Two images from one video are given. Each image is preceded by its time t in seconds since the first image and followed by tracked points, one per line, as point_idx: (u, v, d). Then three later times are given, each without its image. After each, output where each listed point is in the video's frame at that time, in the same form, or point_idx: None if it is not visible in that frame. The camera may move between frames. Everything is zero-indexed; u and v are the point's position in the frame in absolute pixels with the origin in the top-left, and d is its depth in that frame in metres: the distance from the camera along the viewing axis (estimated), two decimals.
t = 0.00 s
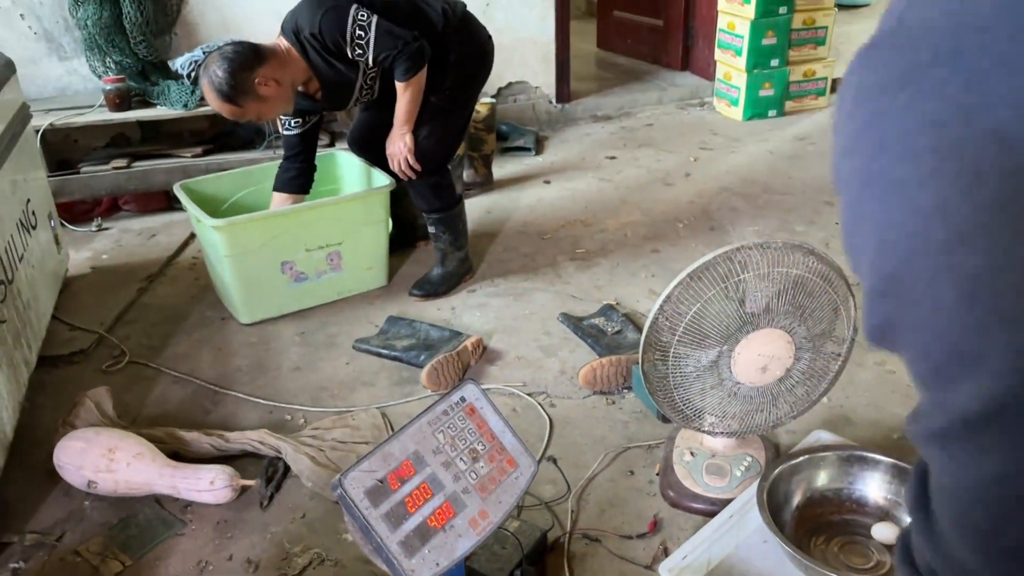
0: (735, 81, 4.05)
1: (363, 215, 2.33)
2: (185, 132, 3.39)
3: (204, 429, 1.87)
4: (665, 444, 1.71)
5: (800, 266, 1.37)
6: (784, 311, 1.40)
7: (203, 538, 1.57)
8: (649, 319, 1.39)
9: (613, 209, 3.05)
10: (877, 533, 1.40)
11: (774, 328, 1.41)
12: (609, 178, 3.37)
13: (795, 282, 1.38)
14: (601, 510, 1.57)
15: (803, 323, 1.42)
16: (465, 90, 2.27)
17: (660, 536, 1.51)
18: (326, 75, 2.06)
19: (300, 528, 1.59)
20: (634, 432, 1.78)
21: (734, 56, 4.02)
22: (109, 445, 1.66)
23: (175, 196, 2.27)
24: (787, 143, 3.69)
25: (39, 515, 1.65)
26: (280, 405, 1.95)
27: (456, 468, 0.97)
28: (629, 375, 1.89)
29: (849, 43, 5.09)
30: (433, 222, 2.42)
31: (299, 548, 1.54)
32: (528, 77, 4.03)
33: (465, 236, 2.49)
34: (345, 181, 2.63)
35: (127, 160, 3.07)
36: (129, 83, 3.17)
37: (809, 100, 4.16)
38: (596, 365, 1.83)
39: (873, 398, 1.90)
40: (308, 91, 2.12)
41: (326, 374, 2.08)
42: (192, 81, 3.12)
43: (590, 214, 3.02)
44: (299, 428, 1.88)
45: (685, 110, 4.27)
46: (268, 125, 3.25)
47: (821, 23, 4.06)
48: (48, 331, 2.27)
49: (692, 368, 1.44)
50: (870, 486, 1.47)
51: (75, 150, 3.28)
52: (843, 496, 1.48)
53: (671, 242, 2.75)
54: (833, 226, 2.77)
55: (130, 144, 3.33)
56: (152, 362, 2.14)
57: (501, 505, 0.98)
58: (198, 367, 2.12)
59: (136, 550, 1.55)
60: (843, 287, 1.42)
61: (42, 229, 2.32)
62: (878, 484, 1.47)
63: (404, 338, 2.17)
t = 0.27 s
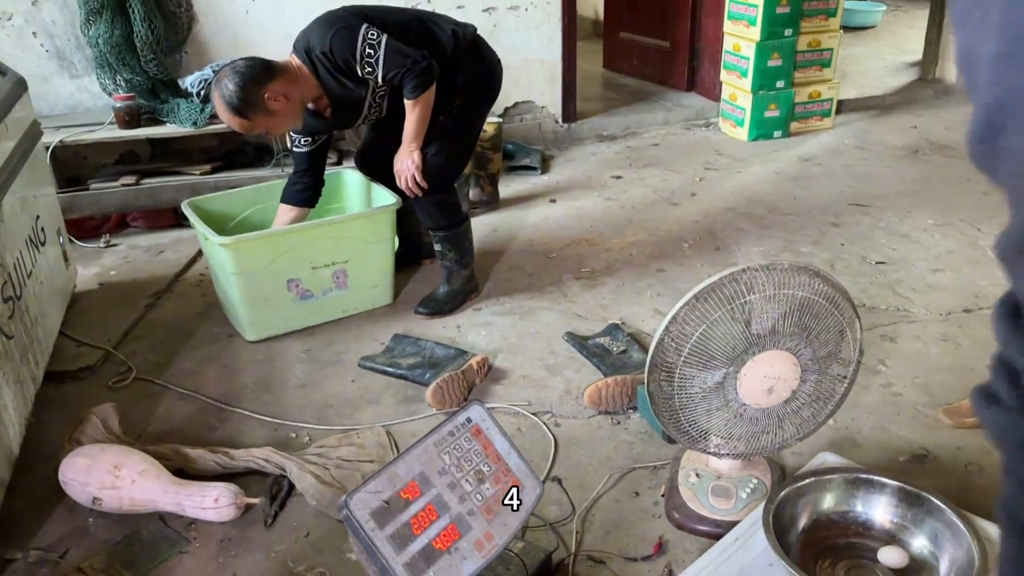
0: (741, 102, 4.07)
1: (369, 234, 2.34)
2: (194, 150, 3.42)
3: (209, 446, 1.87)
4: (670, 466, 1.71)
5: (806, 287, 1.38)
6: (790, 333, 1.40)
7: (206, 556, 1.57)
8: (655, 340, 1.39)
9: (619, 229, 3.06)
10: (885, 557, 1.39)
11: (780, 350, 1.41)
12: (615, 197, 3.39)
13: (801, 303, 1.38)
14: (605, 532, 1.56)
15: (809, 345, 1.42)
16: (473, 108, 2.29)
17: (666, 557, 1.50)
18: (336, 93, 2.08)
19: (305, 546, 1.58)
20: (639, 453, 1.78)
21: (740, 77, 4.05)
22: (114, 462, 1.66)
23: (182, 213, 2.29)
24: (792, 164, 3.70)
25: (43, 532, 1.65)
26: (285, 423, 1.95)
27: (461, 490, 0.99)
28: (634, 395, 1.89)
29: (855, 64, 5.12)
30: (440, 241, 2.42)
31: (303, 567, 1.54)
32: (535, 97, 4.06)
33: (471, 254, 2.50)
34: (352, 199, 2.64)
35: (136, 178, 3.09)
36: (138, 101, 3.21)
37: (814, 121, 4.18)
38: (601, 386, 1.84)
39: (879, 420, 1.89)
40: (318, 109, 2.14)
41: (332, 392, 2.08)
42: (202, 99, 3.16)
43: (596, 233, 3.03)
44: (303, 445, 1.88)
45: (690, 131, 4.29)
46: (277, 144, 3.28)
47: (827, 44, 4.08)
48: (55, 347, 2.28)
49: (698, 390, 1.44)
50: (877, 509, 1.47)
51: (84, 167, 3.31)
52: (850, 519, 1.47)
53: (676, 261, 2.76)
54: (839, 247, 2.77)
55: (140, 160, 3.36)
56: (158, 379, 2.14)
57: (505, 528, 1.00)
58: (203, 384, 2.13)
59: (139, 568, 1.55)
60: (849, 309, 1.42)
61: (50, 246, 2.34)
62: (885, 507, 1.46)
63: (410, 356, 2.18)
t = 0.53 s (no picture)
0: (746, 125, 4.09)
1: (373, 254, 2.35)
2: (202, 170, 3.45)
3: (212, 467, 1.86)
4: (676, 489, 1.70)
5: (814, 312, 1.37)
6: (797, 357, 1.39)
7: None
8: (661, 363, 1.38)
9: (624, 250, 3.07)
10: None
11: (787, 374, 1.40)
12: (620, 218, 3.39)
13: (808, 327, 1.38)
14: (611, 557, 1.55)
15: (816, 370, 1.42)
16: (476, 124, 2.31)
17: None
18: (340, 76, 2.07)
19: (308, 569, 1.58)
20: (645, 476, 1.77)
21: (745, 100, 4.07)
22: (118, 482, 1.66)
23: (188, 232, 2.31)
24: (798, 186, 3.70)
25: (46, 552, 1.65)
26: (289, 444, 1.95)
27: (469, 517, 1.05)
28: (640, 418, 1.89)
29: (860, 88, 5.14)
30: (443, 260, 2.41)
31: None
32: (541, 118, 4.08)
33: (475, 275, 2.49)
34: (357, 218, 2.65)
35: (144, 197, 3.12)
36: (147, 121, 3.23)
37: (819, 144, 4.19)
38: (606, 409, 1.83)
39: (886, 445, 1.88)
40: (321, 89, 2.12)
41: (336, 412, 2.08)
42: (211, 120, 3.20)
43: (601, 254, 3.03)
44: (308, 466, 1.87)
45: (696, 153, 4.32)
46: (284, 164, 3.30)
47: (832, 67, 4.10)
48: (61, 365, 2.29)
49: (704, 414, 1.43)
50: (884, 535, 1.46)
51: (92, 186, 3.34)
52: (857, 545, 1.46)
53: (682, 283, 2.76)
54: (844, 270, 2.77)
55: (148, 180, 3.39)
56: (163, 399, 2.14)
57: (511, 553, 1.08)
58: (208, 403, 2.12)
59: None
60: (856, 334, 1.42)
61: (58, 264, 2.35)
62: (892, 533, 1.45)
63: (415, 377, 2.17)
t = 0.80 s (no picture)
0: (755, 149, 4.09)
1: (382, 278, 2.35)
2: (212, 192, 3.47)
3: (218, 493, 1.85)
4: (687, 520, 1.68)
5: (828, 343, 1.36)
6: (811, 389, 1.38)
7: None
8: (674, 394, 1.37)
9: (633, 274, 3.06)
10: None
11: (801, 406, 1.39)
12: (628, 242, 3.39)
13: (822, 357, 1.36)
14: None
15: (830, 402, 1.40)
16: (492, 127, 2.31)
17: None
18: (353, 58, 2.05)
19: None
20: (655, 506, 1.75)
21: (753, 124, 4.08)
22: (123, 509, 1.64)
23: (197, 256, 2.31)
24: (806, 211, 3.69)
25: None
26: (296, 470, 1.93)
27: (480, 555, 1.20)
28: (650, 446, 1.87)
29: (867, 112, 5.15)
30: (458, 279, 2.44)
31: None
32: (549, 141, 4.10)
33: (488, 298, 2.49)
34: (365, 242, 2.65)
35: (153, 219, 3.13)
36: (158, 143, 3.25)
37: (828, 168, 4.19)
38: (616, 437, 1.82)
39: (900, 476, 1.86)
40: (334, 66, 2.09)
41: (343, 438, 2.06)
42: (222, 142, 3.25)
43: (609, 278, 3.02)
44: (314, 494, 1.86)
45: (704, 177, 4.32)
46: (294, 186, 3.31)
47: (840, 92, 4.11)
48: (68, 389, 2.28)
49: (717, 446, 1.41)
50: (900, 570, 1.43)
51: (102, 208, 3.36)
52: None
53: (691, 308, 2.74)
54: (855, 296, 2.75)
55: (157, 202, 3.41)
56: (169, 423, 2.13)
57: None
58: (215, 428, 2.11)
59: None
60: (871, 364, 1.40)
61: (66, 286, 2.35)
62: (908, 568, 1.42)
63: (422, 403, 2.16)
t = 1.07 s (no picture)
0: (767, 178, 4.08)
1: (393, 307, 2.33)
2: (223, 219, 3.48)
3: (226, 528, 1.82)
4: (705, 561, 1.64)
5: (852, 382, 1.33)
6: (835, 429, 1.34)
7: None
8: (694, 433, 1.34)
9: (646, 303, 3.03)
10: None
11: (825, 447, 1.35)
12: (640, 271, 3.37)
13: (846, 397, 1.33)
14: None
15: (854, 444, 1.37)
16: (511, 156, 2.32)
17: None
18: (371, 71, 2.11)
19: None
20: (672, 546, 1.71)
21: (765, 153, 4.07)
22: (131, 545, 1.61)
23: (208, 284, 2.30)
24: (819, 240, 3.67)
25: None
26: (305, 504, 1.90)
27: None
28: (666, 482, 1.83)
29: (879, 140, 5.14)
30: (473, 306, 2.44)
31: None
32: (560, 169, 4.10)
33: (504, 327, 2.48)
34: (377, 270, 2.64)
35: (164, 246, 3.13)
36: (170, 170, 3.26)
37: (840, 197, 4.18)
38: (631, 473, 1.78)
39: (923, 515, 1.81)
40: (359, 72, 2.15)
41: (353, 471, 2.03)
42: (234, 169, 3.25)
43: (622, 308, 3.00)
44: (324, 529, 1.82)
45: (716, 205, 4.31)
46: (305, 213, 3.31)
47: (852, 121, 4.10)
48: (77, 418, 2.26)
49: (737, 487, 1.38)
50: None
51: (113, 234, 3.37)
52: None
53: (705, 339, 2.71)
54: (871, 327, 2.72)
55: (168, 228, 3.42)
56: (178, 455, 2.10)
57: None
58: (224, 460, 2.08)
59: None
60: (895, 405, 1.37)
61: (77, 314, 2.34)
62: None
63: (434, 435, 2.12)
